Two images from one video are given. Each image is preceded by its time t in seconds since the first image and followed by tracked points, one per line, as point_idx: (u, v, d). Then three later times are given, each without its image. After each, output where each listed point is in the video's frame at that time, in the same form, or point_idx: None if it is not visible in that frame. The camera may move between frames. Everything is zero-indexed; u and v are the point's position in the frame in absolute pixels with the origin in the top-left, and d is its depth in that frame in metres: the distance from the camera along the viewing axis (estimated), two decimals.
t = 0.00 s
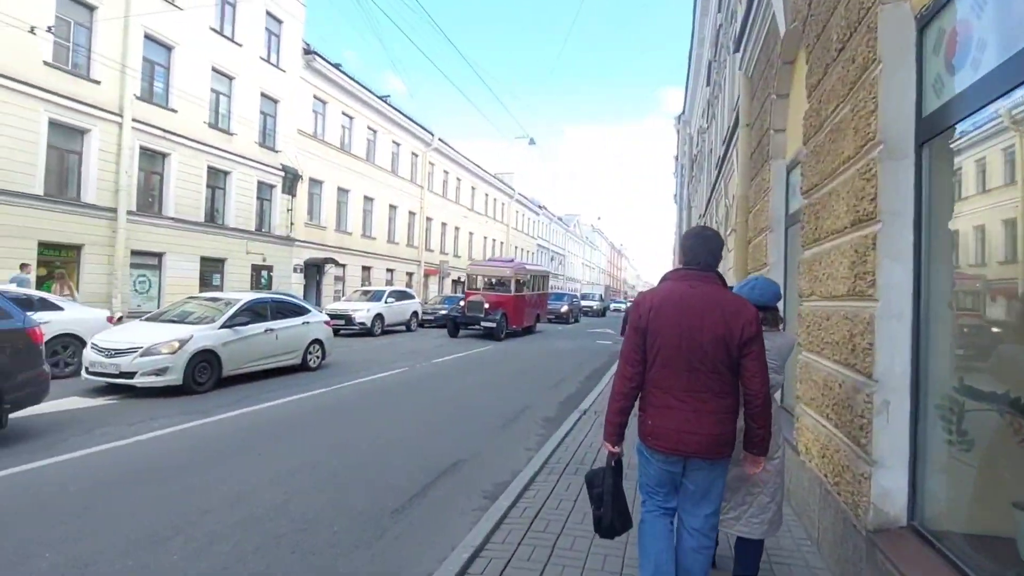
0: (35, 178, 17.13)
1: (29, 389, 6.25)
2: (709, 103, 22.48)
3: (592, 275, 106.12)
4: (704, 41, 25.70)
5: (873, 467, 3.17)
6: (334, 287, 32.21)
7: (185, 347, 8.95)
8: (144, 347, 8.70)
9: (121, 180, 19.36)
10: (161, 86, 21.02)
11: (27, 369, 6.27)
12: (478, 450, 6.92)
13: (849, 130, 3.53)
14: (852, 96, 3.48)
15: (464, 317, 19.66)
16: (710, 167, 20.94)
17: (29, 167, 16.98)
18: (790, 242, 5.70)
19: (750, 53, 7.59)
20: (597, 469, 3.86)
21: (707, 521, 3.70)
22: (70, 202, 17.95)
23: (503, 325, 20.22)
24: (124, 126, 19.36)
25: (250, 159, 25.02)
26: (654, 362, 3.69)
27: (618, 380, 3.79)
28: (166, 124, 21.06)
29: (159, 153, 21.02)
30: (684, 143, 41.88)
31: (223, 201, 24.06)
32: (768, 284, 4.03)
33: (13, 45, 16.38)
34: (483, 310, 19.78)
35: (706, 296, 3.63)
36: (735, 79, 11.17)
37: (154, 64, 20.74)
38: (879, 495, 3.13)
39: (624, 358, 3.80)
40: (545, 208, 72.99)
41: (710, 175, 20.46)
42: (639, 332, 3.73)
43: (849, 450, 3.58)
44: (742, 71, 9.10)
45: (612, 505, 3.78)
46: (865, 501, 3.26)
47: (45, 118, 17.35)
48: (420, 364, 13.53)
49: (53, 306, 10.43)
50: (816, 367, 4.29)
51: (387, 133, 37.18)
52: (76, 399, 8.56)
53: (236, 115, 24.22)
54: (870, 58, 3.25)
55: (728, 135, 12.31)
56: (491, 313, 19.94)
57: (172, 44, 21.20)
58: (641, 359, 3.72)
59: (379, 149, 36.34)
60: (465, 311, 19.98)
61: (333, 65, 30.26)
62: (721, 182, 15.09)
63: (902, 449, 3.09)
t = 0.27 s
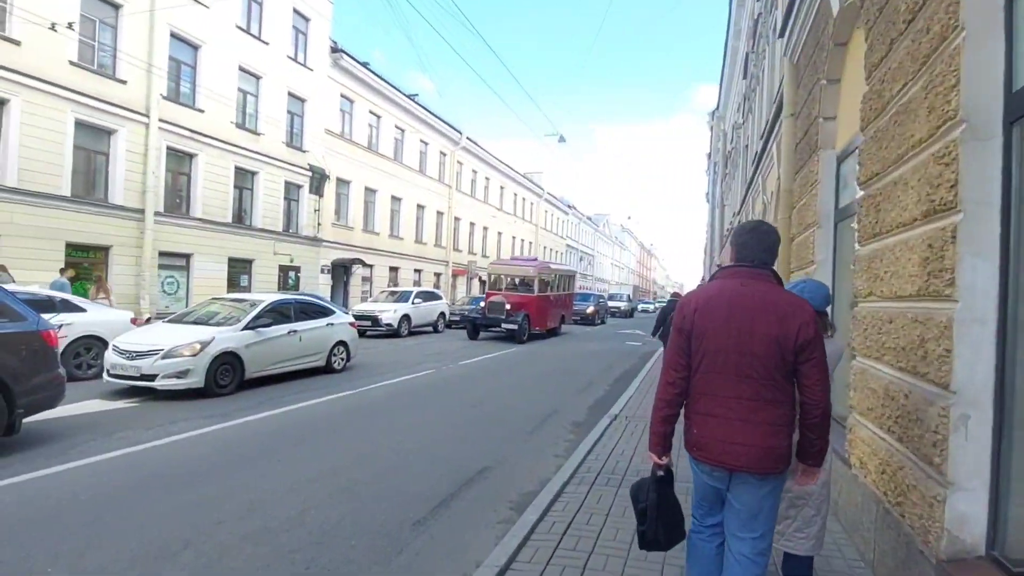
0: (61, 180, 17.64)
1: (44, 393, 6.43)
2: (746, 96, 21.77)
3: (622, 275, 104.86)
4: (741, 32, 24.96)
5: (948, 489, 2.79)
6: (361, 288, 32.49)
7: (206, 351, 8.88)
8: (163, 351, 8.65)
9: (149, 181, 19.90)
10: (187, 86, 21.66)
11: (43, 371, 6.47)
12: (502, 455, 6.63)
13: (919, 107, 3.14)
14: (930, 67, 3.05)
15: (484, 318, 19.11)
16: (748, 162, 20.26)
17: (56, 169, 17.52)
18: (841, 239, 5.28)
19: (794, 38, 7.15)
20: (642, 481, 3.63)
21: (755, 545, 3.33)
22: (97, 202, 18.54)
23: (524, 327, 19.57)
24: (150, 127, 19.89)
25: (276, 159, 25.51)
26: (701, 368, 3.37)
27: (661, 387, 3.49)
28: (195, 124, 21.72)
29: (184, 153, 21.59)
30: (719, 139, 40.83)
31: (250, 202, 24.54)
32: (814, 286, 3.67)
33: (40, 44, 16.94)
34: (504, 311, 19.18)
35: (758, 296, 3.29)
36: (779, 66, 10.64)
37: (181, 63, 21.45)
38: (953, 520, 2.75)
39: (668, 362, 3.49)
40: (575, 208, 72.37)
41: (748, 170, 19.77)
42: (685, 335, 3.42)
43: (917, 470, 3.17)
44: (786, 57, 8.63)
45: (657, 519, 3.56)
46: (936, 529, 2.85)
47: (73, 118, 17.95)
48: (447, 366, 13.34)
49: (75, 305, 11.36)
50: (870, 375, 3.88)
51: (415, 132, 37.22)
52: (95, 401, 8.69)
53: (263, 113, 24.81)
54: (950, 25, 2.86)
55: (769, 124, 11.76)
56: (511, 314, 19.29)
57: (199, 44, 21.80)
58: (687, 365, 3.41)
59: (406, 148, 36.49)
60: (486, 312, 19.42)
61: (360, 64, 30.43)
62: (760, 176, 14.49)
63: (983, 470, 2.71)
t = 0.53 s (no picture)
0: (73, 179, 17.74)
1: (43, 395, 6.28)
2: (771, 88, 21.15)
3: (638, 275, 103.98)
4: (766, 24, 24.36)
5: None
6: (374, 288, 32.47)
7: (213, 351, 8.68)
8: (168, 351, 8.45)
9: (160, 180, 19.93)
10: (200, 82, 21.72)
11: (43, 372, 6.32)
12: (516, 463, 6.29)
13: (997, 71, 2.73)
14: (1011, 27, 2.63)
15: (492, 319, 18.35)
16: (773, 156, 19.68)
17: (67, 167, 17.57)
18: (886, 231, 4.89)
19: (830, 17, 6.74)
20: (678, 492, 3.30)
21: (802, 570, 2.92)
22: (109, 201, 18.56)
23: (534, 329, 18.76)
24: (162, 125, 19.94)
25: (288, 156, 25.53)
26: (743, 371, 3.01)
27: (699, 392, 3.15)
28: (206, 120, 21.78)
29: (197, 151, 21.65)
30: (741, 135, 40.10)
31: (263, 201, 24.62)
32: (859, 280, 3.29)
33: (51, 40, 16.99)
34: (513, 312, 18.41)
35: (806, 290, 2.90)
36: (810, 52, 10.17)
37: (193, 60, 21.42)
38: None
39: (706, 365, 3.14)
40: (591, 207, 71.81)
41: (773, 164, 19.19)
42: (723, 334, 3.06)
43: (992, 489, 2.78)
44: (822, 39, 8.18)
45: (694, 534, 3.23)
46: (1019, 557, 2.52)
47: (84, 115, 17.97)
48: (461, 367, 13.05)
49: (81, 305, 11.27)
50: (924, 380, 3.47)
51: (429, 130, 37.06)
52: (98, 404, 8.55)
53: (277, 109, 24.94)
54: None
55: (798, 112, 11.31)
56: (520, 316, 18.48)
57: (212, 40, 21.87)
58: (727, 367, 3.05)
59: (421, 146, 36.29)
60: (494, 313, 18.65)
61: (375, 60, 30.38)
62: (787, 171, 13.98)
63: None
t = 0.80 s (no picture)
0: (70, 176, 17.49)
1: (23, 398, 5.96)
2: (780, 84, 20.78)
3: (641, 275, 103.68)
4: (775, 19, 24.07)
5: None
6: (375, 287, 32.32)
7: (206, 350, 8.42)
8: (159, 351, 8.18)
9: (159, 178, 19.71)
10: (200, 79, 21.49)
11: (24, 373, 6.03)
12: (517, 468, 5.99)
13: None
14: None
15: (485, 320, 17.21)
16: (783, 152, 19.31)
17: (65, 165, 17.34)
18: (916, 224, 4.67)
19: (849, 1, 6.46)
20: (695, 495, 2.99)
21: None
22: (108, 200, 18.31)
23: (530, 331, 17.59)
24: (161, 121, 19.70)
25: (288, 154, 25.30)
26: (761, 369, 2.64)
27: (711, 393, 2.77)
28: (205, 117, 21.47)
29: (196, 148, 21.38)
30: (748, 132, 39.78)
31: (263, 200, 24.43)
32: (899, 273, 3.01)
33: (48, 36, 16.75)
34: (507, 312, 17.25)
35: (831, 278, 2.57)
36: (826, 42, 9.84)
37: (192, 55, 21.16)
38: None
39: (718, 363, 2.76)
40: (594, 206, 71.55)
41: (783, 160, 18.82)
42: (738, 328, 2.69)
43: None
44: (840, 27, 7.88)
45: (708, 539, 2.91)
46: None
47: (80, 111, 17.72)
48: (462, 368, 12.77)
49: (74, 305, 11.00)
50: (965, 382, 3.15)
51: (432, 127, 36.88)
52: (88, 405, 8.29)
53: (278, 106, 24.71)
54: None
55: (810, 105, 11.02)
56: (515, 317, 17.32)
57: (212, 36, 21.65)
58: (742, 365, 2.68)
59: (424, 144, 36.08)
60: (487, 314, 17.48)
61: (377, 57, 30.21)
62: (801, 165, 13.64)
63: None
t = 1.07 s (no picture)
0: (59, 173, 17.01)
1: None
2: (780, 81, 20.47)
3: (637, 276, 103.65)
4: (773, 17, 23.87)
5: None
6: (369, 287, 31.89)
7: (184, 349, 7.97)
8: (137, 349, 7.77)
9: (148, 173, 19.15)
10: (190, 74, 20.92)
11: None
12: (509, 474, 5.61)
13: None
14: None
15: (469, 320, 15.75)
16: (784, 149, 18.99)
17: (52, 161, 16.85)
18: (938, 211, 4.41)
19: None
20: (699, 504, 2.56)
21: None
22: (96, 197, 17.79)
23: (518, 333, 16.11)
24: (150, 117, 19.11)
25: (280, 152, 24.80)
26: (783, 365, 2.22)
27: (721, 393, 2.35)
28: (194, 114, 20.88)
29: (185, 145, 20.85)
30: (745, 131, 39.67)
31: (254, 197, 23.96)
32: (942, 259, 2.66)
33: (35, 30, 16.28)
34: (494, 312, 15.75)
35: (868, 259, 2.16)
36: (831, 31, 9.52)
37: (182, 52, 20.65)
38: None
39: (730, 358, 2.34)
40: (590, 207, 71.39)
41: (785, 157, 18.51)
42: (756, 316, 2.28)
43: None
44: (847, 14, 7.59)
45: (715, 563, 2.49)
46: None
47: (69, 107, 17.25)
48: (454, 369, 12.39)
49: (55, 301, 10.58)
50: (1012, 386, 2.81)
51: (425, 126, 36.61)
52: (62, 405, 7.86)
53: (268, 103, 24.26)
54: None
55: (812, 99, 10.77)
56: (502, 316, 15.84)
57: (202, 32, 21.13)
58: (760, 361, 2.26)
59: (417, 143, 35.77)
60: (472, 313, 16.00)
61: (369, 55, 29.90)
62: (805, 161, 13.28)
63: None
